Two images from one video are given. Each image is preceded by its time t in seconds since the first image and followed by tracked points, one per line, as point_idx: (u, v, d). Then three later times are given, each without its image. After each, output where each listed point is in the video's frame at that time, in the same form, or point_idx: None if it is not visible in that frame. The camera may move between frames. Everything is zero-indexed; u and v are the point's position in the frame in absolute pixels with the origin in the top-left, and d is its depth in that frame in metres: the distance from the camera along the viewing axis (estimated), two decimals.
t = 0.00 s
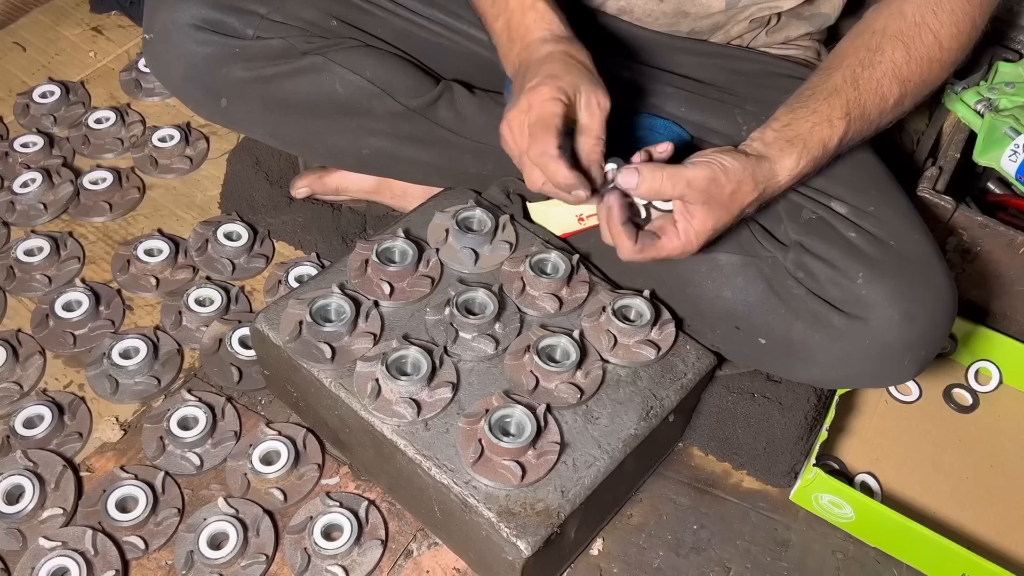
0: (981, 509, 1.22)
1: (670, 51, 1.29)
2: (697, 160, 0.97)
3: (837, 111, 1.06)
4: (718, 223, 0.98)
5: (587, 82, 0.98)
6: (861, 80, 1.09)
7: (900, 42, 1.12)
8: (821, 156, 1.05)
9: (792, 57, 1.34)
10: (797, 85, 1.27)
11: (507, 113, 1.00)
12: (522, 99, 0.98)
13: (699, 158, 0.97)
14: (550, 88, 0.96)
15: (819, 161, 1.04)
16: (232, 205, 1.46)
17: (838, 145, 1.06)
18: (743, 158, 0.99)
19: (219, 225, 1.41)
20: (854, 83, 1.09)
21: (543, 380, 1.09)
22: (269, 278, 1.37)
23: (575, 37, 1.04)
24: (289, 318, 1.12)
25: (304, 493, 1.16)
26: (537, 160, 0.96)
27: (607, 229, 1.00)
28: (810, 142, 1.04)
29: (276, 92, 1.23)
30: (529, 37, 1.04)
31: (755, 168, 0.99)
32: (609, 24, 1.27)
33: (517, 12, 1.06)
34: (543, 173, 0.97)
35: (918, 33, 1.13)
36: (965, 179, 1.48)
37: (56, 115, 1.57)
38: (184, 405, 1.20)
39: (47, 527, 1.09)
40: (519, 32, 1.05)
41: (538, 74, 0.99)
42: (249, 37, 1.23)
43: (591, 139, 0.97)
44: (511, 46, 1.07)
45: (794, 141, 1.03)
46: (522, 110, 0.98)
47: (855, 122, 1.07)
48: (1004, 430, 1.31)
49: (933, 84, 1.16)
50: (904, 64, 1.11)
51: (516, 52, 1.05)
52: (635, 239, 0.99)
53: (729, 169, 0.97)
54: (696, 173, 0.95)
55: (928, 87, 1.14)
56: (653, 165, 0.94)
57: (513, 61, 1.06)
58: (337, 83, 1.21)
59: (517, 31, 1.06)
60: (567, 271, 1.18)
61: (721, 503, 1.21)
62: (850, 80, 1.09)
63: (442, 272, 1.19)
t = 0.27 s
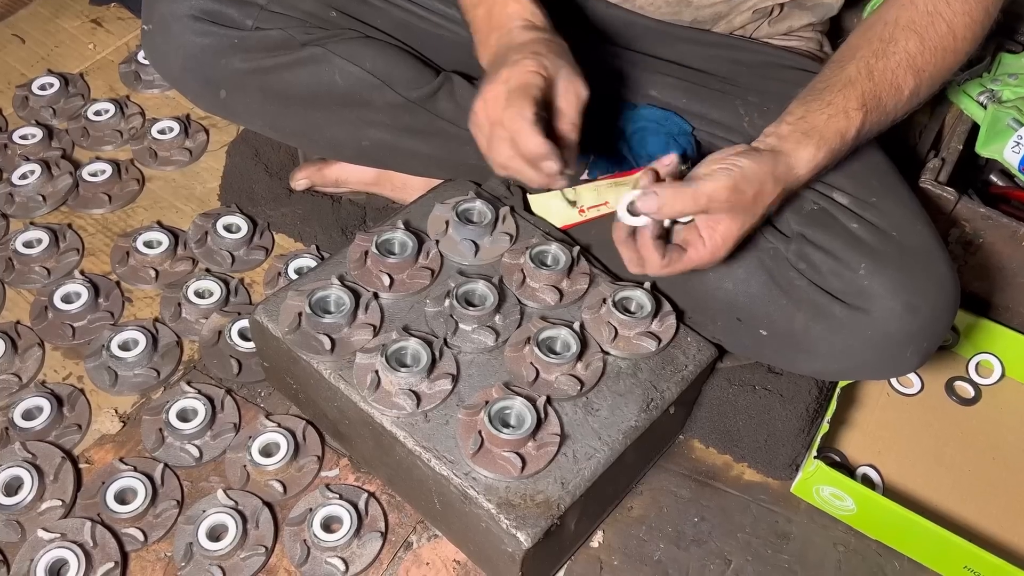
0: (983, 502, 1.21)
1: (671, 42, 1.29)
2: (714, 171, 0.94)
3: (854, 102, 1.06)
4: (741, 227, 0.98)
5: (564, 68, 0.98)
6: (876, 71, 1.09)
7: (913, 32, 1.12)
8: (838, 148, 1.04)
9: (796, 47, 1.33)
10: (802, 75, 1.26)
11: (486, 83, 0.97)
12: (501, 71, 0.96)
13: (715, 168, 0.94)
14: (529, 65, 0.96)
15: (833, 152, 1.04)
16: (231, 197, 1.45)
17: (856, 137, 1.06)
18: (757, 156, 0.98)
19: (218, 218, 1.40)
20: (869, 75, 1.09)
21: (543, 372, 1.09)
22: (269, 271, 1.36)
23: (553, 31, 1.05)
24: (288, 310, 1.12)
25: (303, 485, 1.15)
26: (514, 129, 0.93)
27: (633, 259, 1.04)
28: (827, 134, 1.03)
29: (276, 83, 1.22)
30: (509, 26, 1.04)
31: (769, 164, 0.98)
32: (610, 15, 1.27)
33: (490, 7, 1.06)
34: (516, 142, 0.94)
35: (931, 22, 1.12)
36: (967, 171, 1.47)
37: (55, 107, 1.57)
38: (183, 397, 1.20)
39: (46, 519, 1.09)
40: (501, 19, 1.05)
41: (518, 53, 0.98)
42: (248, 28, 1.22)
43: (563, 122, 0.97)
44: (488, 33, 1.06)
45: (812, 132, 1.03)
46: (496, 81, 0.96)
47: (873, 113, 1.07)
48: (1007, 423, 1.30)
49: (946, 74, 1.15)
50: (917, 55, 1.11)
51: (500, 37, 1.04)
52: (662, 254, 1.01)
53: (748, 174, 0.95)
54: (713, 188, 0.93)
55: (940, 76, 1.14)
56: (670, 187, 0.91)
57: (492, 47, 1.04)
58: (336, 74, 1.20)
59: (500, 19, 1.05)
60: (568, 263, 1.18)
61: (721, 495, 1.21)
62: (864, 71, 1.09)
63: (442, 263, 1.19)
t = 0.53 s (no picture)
0: (985, 499, 1.21)
1: (673, 37, 1.29)
2: (755, 218, 0.94)
3: (860, 129, 1.06)
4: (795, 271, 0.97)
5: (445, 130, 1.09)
6: (877, 94, 1.08)
7: (908, 49, 1.11)
8: (851, 176, 1.04)
9: (797, 43, 1.32)
10: (804, 72, 1.25)
11: (365, 131, 1.04)
12: (381, 126, 1.04)
13: (759, 216, 0.95)
14: (409, 131, 1.04)
15: (846, 179, 1.04)
16: (233, 194, 1.45)
17: (867, 163, 1.06)
18: (789, 198, 0.99)
19: (220, 214, 1.40)
20: (871, 98, 1.08)
21: (546, 368, 1.09)
22: (271, 267, 1.36)
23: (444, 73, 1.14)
24: (290, 306, 1.12)
25: (306, 481, 1.15)
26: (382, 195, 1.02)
27: (690, 311, 0.96)
28: (841, 166, 1.04)
29: (278, 80, 1.22)
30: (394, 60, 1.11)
31: (803, 206, 0.99)
32: (611, 9, 1.31)
33: (409, 27, 1.12)
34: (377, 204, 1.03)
35: (924, 39, 1.12)
36: (969, 167, 1.47)
37: (57, 104, 1.56)
38: (185, 393, 1.20)
39: (49, 515, 1.09)
40: (404, 46, 1.12)
41: (396, 108, 1.06)
42: (249, 24, 1.23)
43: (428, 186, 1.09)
44: (383, 51, 1.12)
45: (828, 167, 1.03)
46: (377, 137, 1.03)
47: (879, 135, 1.07)
48: (1009, 420, 1.30)
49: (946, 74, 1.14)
50: (914, 72, 1.11)
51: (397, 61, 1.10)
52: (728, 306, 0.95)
53: (791, 217, 0.96)
54: (766, 235, 0.92)
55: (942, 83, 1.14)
56: (722, 237, 0.91)
57: (394, 70, 1.11)
58: (338, 70, 1.20)
59: (400, 46, 1.11)
60: (570, 259, 1.17)
61: (723, 492, 1.21)
62: (865, 96, 1.08)
63: (444, 260, 1.19)
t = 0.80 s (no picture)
0: (990, 494, 1.21)
1: (677, 32, 1.28)
2: (754, 215, 0.93)
3: (863, 125, 1.05)
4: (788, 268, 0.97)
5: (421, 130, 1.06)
6: (880, 89, 1.08)
7: (911, 45, 1.11)
8: (853, 172, 1.04)
9: (803, 38, 1.32)
10: (810, 67, 1.25)
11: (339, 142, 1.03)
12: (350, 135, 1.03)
13: (756, 212, 0.94)
14: (376, 140, 1.02)
15: (849, 176, 1.03)
16: (236, 189, 1.45)
17: (870, 160, 1.05)
18: (790, 194, 0.98)
19: (223, 209, 1.40)
20: (874, 94, 1.08)
21: (550, 364, 1.09)
22: (274, 263, 1.36)
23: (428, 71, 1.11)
24: (294, 302, 1.12)
25: (310, 477, 1.15)
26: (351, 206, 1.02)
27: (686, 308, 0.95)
28: (844, 162, 1.03)
29: (281, 74, 1.21)
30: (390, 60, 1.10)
31: (803, 202, 0.98)
32: (616, 5, 1.30)
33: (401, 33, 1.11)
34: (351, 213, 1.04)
35: (928, 34, 1.12)
36: (973, 163, 1.47)
37: (59, 99, 1.56)
38: (189, 389, 1.19)
39: (53, 511, 1.09)
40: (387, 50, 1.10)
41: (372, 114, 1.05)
42: (253, 18, 1.22)
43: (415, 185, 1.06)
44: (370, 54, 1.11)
45: (830, 163, 1.02)
46: (345, 146, 1.02)
47: (882, 132, 1.07)
48: (1014, 415, 1.30)
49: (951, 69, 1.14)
50: (918, 67, 1.10)
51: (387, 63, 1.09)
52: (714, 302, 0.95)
53: (788, 214, 0.94)
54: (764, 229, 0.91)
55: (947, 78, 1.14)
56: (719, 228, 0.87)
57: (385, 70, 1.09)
58: (341, 64, 1.19)
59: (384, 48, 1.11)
60: (575, 255, 1.17)
61: (728, 487, 1.21)
62: (869, 92, 1.08)
63: (448, 255, 1.19)
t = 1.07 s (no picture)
0: (989, 490, 1.21)
1: (676, 28, 1.28)
2: (749, 211, 0.93)
3: (862, 121, 1.05)
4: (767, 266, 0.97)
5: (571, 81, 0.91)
6: (880, 86, 1.08)
7: (912, 42, 1.11)
8: (851, 170, 1.03)
9: (802, 34, 1.32)
10: (809, 63, 1.25)
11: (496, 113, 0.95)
12: (499, 101, 0.95)
13: (751, 208, 0.93)
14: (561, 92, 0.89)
15: (846, 173, 1.03)
16: (235, 185, 1.45)
17: (869, 157, 1.05)
18: (789, 188, 0.98)
19: (222, 206, 1.40)
20: (873, 91, 1.08)
21: (550, 360, 1.09)
22: (273, 259, 1.36)
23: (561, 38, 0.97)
24: (294, 298, 1.12)
25: (309, 473, 1.15)
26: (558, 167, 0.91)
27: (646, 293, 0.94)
28: (842, 160, 1.03)
29: (281, 71, 1.21)
30: (499, 46, 0.97)
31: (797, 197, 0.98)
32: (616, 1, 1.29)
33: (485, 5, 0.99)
34: (553, 176, 0.91)
35: (928, 32, 1.12)
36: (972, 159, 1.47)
37: (58, 95, 1.56)
38: (188, 385, 1.19)
39: (52, 507, 1.09)
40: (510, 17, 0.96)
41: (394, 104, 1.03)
42: (252, 15, 1.22)
43: (602, 144, 0.96)
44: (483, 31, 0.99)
45: (828, 160, 1.02)
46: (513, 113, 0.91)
47: (882, 129, 1.06)
48: (1013, 411, 1.30)
49: (952, 65, 1.14)
50: (919, 64, 1.10)
51: (486, 43, 0.98)
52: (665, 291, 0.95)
53: (782, 210, 0.94)
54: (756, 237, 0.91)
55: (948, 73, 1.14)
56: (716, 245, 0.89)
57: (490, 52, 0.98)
58: (341, 61, 1.19)
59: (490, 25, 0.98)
60: (574, 251, 1.17)
61: (727, 484, 1.21)
62: (869, 89, 1.08)
63: (447, 252, 1.19)
